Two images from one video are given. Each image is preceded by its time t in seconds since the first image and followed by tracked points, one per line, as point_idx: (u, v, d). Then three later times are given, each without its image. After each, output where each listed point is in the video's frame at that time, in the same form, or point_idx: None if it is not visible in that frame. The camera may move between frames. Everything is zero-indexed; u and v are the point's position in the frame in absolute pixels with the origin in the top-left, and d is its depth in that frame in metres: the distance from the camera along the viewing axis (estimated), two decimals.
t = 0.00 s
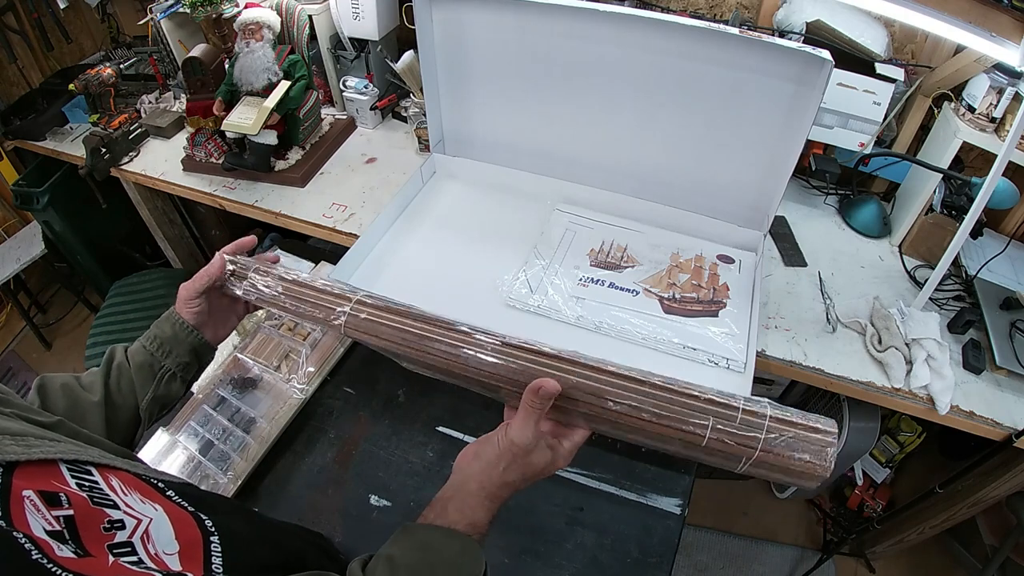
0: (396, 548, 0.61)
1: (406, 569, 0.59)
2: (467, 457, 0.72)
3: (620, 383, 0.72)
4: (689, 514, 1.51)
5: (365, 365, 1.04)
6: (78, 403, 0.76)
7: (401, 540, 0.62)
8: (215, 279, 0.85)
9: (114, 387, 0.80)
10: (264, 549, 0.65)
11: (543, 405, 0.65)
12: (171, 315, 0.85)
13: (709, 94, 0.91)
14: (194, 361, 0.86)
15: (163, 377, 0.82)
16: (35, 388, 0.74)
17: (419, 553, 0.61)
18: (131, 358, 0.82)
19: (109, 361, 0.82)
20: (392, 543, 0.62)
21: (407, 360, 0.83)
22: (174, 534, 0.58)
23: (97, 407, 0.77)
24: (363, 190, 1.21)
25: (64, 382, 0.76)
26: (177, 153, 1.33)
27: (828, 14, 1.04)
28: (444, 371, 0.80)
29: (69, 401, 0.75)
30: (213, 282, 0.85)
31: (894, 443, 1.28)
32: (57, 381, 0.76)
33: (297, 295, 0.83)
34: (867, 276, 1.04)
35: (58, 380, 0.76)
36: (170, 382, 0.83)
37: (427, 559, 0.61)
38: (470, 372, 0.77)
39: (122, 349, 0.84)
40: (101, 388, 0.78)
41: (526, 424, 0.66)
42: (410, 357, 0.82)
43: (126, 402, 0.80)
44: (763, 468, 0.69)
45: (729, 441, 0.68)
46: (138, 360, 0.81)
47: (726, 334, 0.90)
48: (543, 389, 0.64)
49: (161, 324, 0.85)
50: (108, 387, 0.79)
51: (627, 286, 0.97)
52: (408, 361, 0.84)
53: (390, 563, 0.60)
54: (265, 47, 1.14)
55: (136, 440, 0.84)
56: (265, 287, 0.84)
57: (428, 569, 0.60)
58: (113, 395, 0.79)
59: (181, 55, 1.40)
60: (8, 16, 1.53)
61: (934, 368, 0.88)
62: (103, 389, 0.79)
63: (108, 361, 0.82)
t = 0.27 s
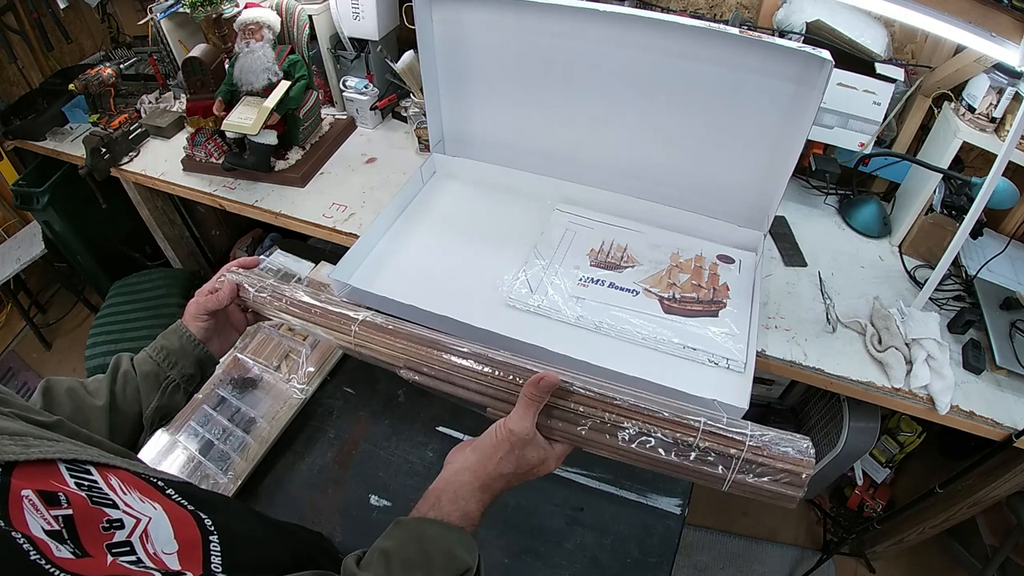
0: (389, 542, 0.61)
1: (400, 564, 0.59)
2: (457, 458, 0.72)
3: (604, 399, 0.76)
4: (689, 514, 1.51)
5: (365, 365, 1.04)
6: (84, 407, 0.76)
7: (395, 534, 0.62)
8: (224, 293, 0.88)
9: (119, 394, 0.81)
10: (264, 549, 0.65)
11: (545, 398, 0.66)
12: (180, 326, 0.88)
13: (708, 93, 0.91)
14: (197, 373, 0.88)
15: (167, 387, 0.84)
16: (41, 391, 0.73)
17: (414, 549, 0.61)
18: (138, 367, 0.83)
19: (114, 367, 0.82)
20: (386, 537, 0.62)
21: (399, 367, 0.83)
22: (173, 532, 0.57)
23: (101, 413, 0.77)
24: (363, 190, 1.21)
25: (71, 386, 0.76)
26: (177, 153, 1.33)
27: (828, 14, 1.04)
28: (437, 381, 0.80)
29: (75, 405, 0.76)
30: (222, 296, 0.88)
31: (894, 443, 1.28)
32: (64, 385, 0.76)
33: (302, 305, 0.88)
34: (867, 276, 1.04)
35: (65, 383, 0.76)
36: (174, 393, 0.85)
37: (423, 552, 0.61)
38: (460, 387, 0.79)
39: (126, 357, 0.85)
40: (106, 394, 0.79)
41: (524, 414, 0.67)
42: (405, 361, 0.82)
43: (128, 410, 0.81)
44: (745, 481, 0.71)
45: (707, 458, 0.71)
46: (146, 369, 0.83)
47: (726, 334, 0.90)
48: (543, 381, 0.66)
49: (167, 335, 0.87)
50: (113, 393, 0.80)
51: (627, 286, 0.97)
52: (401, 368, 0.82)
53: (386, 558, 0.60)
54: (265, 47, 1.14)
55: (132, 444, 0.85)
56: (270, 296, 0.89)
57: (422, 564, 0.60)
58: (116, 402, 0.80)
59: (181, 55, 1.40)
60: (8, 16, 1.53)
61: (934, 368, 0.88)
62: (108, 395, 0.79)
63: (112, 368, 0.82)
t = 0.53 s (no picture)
0: (401, 548, 0.61)
1: (412, 568, 0.59)
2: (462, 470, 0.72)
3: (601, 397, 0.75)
4: (689, 514, 1.51)
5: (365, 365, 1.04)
6: (85, 409, 0.76)
7: (408, 540, 0.62)
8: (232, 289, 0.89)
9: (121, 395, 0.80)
10: (264, 549, 0.65)
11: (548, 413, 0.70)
12: (183, 326, 0.87)
13: (708, 93, 0.91)
14: (201, 374, 0.87)
15: (170, 388, 0.83)
16: (42, 392, 0.73)
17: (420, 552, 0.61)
18: (141, 367, 0.82)
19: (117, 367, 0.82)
20: (397, 543, 0.62)
21: (393, 365, 0.81)
22: (173, 531, 0.57)
23: (104, 415, 0.77)
24: (363, 190, 1.21)
25: (72, 387, 0.76)
26: (177, 153, 1.33)
27: (828, 14, 1.04)
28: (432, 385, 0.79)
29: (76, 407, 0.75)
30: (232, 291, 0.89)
31: (894, 443, 1.28)
32: (65, 387, 0.76)
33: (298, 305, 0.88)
34: (867, 276, 1.04)
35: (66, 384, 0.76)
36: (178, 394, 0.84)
37: (434, 560, 0.60)
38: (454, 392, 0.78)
39: (129, 357, 0.84)
40: (108, 395, 0.78)
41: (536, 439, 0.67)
42: (400, 358, 0.81)
43: (131, 411, 0.81)
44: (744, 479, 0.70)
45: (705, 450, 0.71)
46: (149, 370, 0.82)
47: (726, 334, 0.90)
48: (544, 401, 0.70)
49: (172, 335, 0.86)
50: (115, 395, 0.79)
51: (627, 286, 0.97)
52: (394, 363, 0.81)
53: (397, 563, 0.60)
54: (265, 47, 1.14)
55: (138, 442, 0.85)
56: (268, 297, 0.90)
57: (434, 570, 0.60)
58: (119, 403, 0.79)
59: (181, 55, 1.40)
60: (8, 16, 1.53)
61: (934, 368, 0.88)
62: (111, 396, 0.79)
63: (115, 369, 0.82)
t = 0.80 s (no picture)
0: (402, 547, 0.62)
1: (413, 568, 0.60)
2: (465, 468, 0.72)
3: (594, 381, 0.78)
4: (689, 514, 1.51)
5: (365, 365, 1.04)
6: (84, 406, 0.76)
7: (408, 540, 0.62)
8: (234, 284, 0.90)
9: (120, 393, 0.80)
10: (263, 548, 0.65)
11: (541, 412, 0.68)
12: (182, 324, 0.87)
13: (709, 93, 0.91)
14: (200, 371, 0.87)
15: (170, 385, 0.83)
16: (42, 389, 0.73)
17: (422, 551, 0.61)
18: (140, 365, 0.83)
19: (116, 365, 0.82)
20: (397, 542, 0.63)
21: (393, 355, 0.83)
22: (172, 528, 0.57)
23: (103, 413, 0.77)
24: (363, 190, 1.21)
25: (72, 385, 0.76)
26: (177, 153, 1.33)
27: (828, 14, 1.04)
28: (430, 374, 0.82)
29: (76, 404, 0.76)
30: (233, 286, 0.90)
31: (894, 443, 1.28)
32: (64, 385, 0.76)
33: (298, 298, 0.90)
34: (867, 276, 1.04)
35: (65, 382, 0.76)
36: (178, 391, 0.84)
37: (435, 557, 0.61)
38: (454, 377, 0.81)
39: (128, 356, 0.84)
40: (107, 393, 0.79)
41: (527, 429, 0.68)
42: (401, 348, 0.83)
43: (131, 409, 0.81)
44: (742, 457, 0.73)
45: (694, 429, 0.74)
46: (149, 367, 0.82)
47: (726, 334, 0.90)
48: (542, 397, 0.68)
49: (171, 333, 0.86)
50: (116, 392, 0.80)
51: (627, 286, 0.97)
52: (394, 349, 0.83)
53: (398, 563, 0.60)
54: (265, 47, 1.14)
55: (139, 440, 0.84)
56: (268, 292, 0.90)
57: (434, 568, 0.60)
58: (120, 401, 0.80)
59: (181, 55, 1.40)
60: (8, 16, 1.53)
61: (934, 368, 0.88)
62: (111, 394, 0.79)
63: (114, 367, 0.82)
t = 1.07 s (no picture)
0: (400, 544, 0.61)
1: (410, 565, 0.59)
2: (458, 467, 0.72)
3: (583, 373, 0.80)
4: (689, 514, 1.51)
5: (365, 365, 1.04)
6: (85, 407, 0.76)
7: (405, 537, 0.62)
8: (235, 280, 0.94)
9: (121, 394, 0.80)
10: (263, 547, 0.65)
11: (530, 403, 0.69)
12: (183, 324, 0.87)
13: (709, 93, 0.91)
14: (201, 373, 0.87)
15: (170, 386, 0.83)
16: (42, 390, 0.73)
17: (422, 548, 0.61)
18: (141, 365, 0.82)
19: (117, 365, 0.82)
20: (396, 539, 0.62)
21: (385, 349, 0.85)
22: (172, 526, 0.57)
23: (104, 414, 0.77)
24: (363, 190, 1.21)
25: (72, 386, 0.76)
26: (177, 153, 1.33)
27: (828, 15, 1.04)
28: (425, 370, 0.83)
29: (76, 405, 0.75)
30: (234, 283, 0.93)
31: (894, 443, 1.28)
32: (65, 385, 0.76)
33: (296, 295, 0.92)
34: (867, 276, 1.04)
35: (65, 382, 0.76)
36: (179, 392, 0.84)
37: (433, 553, 0.61)
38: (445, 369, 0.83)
39: (130, 356, 0.84)
40: (108, 393, 0.78)
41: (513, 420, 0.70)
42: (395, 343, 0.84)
43: (132, 410, 0.80)
44: (735, 448, 0.74)
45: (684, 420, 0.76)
46: (149, 368, 0.82)
47: (726, 334, 0.90)
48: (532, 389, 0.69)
49: (172, 334, 0.86)
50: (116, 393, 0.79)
51: (627, 286, 0.97)
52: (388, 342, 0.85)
53: (396, 560, 0.60)
54: (265, 47, 1.14)
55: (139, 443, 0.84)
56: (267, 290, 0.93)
57: (431, 564, 0.60)
58: (121, 402, 0.79)
59: (181, 55, 1.40)
60: (8, 16, 1.53)
61: (934, 368, 0.88)
62: (111, 394, 0.78)
63: (115, 367, 0.82)
